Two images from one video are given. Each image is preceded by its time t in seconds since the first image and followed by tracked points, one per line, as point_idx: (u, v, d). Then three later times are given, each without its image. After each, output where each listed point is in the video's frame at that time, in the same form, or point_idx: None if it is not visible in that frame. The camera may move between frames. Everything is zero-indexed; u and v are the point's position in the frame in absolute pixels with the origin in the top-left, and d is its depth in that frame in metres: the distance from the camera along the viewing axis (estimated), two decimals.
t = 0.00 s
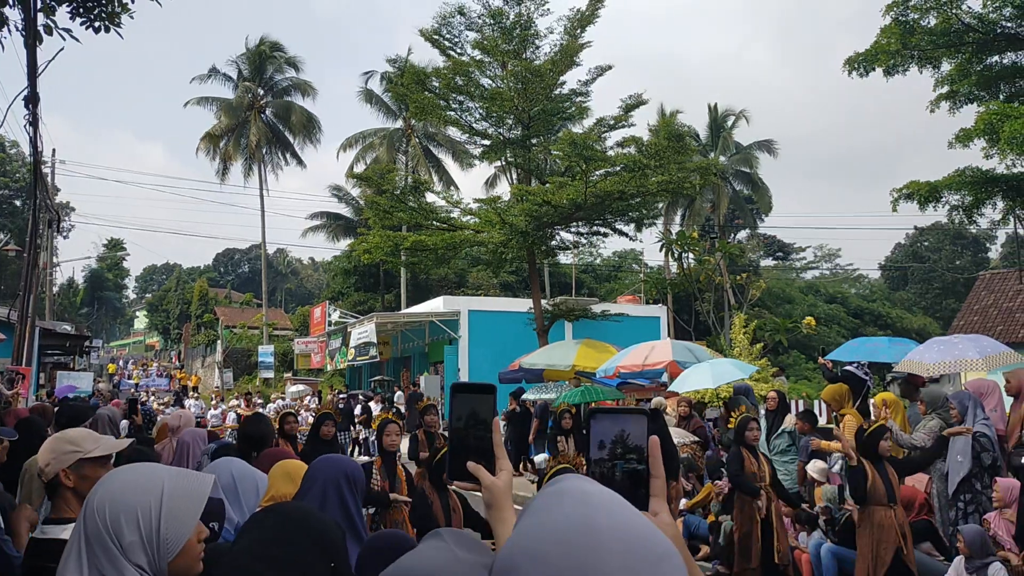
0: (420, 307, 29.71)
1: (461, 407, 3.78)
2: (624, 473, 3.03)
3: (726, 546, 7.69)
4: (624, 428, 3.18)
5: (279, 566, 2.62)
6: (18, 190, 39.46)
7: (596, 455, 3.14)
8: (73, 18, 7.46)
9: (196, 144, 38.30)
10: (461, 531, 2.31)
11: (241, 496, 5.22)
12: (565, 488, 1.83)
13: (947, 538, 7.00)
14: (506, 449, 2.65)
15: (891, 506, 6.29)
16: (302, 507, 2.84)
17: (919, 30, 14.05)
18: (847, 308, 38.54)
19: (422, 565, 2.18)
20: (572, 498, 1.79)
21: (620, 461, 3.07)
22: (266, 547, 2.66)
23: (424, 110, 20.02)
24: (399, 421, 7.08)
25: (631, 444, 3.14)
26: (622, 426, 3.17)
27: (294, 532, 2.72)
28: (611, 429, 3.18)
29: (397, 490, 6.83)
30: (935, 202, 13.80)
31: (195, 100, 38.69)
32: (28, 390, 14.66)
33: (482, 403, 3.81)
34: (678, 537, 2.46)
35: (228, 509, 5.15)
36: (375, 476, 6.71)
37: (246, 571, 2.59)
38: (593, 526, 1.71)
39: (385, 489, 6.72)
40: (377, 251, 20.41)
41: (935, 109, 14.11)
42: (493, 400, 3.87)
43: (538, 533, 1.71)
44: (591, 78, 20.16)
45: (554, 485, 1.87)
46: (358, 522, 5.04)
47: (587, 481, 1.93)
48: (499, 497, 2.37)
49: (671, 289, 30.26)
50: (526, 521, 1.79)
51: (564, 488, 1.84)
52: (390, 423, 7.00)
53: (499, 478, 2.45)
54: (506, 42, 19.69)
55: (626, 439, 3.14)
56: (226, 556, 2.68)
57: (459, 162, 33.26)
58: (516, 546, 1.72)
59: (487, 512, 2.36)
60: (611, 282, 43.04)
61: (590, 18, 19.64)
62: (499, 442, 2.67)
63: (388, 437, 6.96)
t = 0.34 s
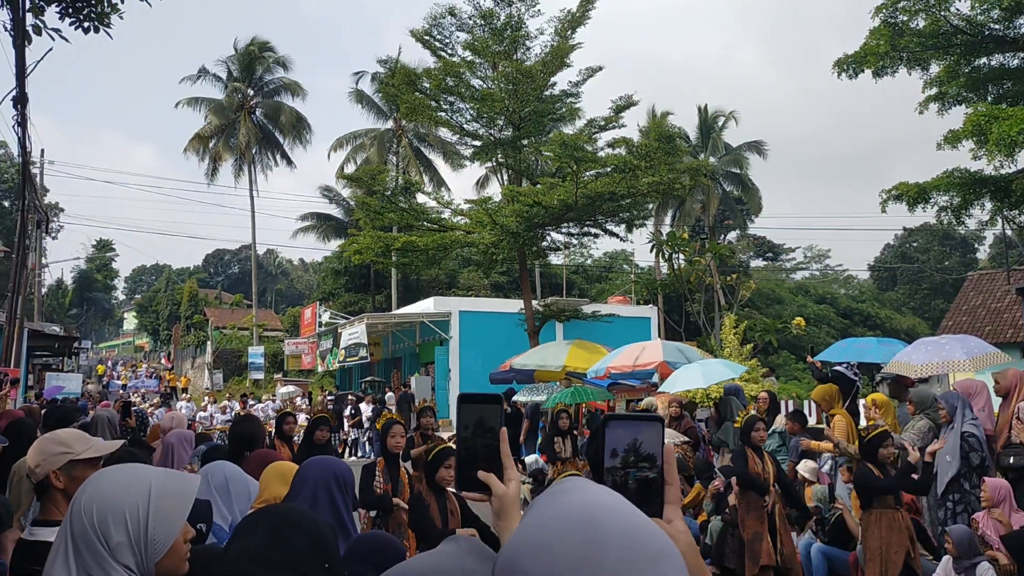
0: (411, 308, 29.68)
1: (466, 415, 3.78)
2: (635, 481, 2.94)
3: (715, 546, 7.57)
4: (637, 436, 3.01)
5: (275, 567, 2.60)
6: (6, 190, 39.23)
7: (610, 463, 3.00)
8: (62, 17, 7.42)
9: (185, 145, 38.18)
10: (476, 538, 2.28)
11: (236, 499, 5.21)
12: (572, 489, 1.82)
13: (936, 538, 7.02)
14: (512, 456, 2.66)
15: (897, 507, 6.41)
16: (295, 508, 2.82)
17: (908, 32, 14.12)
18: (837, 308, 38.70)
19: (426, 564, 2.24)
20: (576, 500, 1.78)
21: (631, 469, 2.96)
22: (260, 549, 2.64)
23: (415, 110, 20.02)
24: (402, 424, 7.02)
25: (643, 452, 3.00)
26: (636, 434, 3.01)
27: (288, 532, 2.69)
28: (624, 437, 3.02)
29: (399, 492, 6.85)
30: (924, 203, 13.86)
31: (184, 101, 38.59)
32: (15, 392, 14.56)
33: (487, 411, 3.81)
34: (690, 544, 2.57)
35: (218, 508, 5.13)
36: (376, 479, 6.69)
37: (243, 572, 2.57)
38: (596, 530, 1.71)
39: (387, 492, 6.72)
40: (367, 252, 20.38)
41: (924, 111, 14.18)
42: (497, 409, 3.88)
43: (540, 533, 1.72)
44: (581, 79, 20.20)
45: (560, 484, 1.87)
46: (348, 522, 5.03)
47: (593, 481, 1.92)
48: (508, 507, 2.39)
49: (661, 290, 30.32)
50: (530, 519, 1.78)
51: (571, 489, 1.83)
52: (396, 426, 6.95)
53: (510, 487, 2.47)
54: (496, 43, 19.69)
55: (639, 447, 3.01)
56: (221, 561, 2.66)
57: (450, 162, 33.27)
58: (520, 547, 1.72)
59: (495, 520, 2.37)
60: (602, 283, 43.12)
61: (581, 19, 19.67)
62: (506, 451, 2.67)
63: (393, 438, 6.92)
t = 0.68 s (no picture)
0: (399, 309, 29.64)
1: (466, 421, 3.84)
2: (640, 490, 3.00)
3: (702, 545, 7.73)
4: (641, 446, 3.11)
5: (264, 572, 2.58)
6: None
7: (614, 471, 3.08)
8: (47, 17, 7.37)
9: (171, 145, 37.99)
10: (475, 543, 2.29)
11: (223, 500, 5.19)
12: (579, 491, 1.82)
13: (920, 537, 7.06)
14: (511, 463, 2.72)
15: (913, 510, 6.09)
16: (280, 510, 2.79)
17: (893, 34, 14.21)
18: (823, 309, 38.90)
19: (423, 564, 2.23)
20: (583, 505, 1.78)
21: (636, 478, 3.03)
22: (250, 555, 2.61)
23: (402, 111, 19.98)
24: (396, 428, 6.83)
25: (648, 461, 3.08)
26: (641, 444, 3.10)
27: (275, 536, 2.66)
28: (628, 447, 3.11)
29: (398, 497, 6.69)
30: (909, 204, 13.95)
31: (170, 101, 38.41)
32: None
33: (486, 417, 3.86)
34: (695, 551, 2.63)
35: (201, 508, 5.10)
36: (371, 485, 6.59)
37: None
38: (605, 534, 1.70)
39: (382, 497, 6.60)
40: (354, 253, 20.31)
41: (909, 112, 14.28)
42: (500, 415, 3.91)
43: (546, 533, 1.71)
44: (568, 80, 20.21)
45: (569, 486, 1.86)
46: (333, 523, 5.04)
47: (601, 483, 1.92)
48: (509, 509, 2.47)
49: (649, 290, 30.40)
50: (540, 518, 1.78)
51: (578, 490, 1.83)
52: (388, 429, 6.75)
53: (511, 489, 2.54)
54: (484, 44, 19.70)
55: (643, 457, 3.08)
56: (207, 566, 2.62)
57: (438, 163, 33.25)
58: (526, 544, 1.72)
59: (496, 525, 2.44)
60: (589, 284, 43.18)
61: (568, 20, 19.70)
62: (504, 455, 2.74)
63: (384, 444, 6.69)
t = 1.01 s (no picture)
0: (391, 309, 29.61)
1: (458, 420, 3.67)
2: (631, 487, 2.98)
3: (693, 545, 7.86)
4: (632, 444, 3.04)
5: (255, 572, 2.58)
6: None
7: (605, 471, 2.99)
8: (36, 17, 7.34)
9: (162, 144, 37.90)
10: (469, 544, 2.29)
11: (214, 500, 5.17)
12: (577, 492, 1.82)
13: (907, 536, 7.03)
14: (503, 463, 2.72)
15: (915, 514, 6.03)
16: (270, 511, 2.78)
17: (884, 35, 14.25)
18: (815, 309, 39.04)
19: (417, 564, 2.22)
20: (582, 505, 1.78)
21: (627, 476, 2.99)
22: (242, 556, 2.60)
23: (395, 111, 19.96)
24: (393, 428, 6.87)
25: (640, 459, 3.01)
26: (632, 441, 3.03)
27: (267, 536, 2.66)
28: (619, 445, 3.03)
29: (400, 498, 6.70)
30: (900, 204, 14.01)
31: (160, 101, 38.32)
32: None
33: (478, 416, 3.71)
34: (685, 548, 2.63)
35: (191, 508, 5.08)
36: (372, 487, 6.55)
37: None
38: (604, 534, 1.71)
39: (383, 499, 6.56)
40: (346, 254, 20.28)
41: (899, 113, 14.34)
42: (489, 412, 3.79)
43: (543, 533, 1.71)
44: (560, 80, 20.23)
45: (565, 488, 1.87)
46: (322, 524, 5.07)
47: (596, 483, 1.93)
48: (504, 509, 2.47)
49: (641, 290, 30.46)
50: (537, 518, 1.78)
51: (576, 491, 1.84)
52: (385, 430, 6.80)
53: (503, 489, 2.54)
54: (476, 44, 19.69)
55: (634, 455, 3.01)
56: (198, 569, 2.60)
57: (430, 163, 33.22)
58: (524, 544, 1.71)
59: (490, 526, 2.45)
60: (581, 284, 43.23)
61: (560, 21, 19.72)
62: (498, 457, 2.74)
63: (383, 444, 6.76)
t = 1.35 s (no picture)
0: (385, 310, 29.53)
1: (453, 427, 3.61)
2: (625, 486, 2.95)
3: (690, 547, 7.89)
4: (625, 443, 3.05)
5: None
6: None
7: (599, 469, 3.00)
8: (26, 15, 7.27)
9: (153, 144, 37.76)
10: (463, 547, 2.26)
11: (204, 501, 5.14)
12: (573, 494, 1.80)
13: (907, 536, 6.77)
14: (498, 466, 2.66)
15: (939, 517, 6.07)
16: (259, 514, 2.74)
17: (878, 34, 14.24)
18: (809, 308, 39.07)
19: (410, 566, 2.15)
20: (581, 509, 1.75)
21: (621, 476, 2.97)
22: (230, 559, 2.55)
23: (388, 110, 19.88)
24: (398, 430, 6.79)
25: (632, 458, 3.02)
26: (625, 440, 3.04)
27: (259, 540, 2.61)
28: (612, 445, 3.03)
29: (403, 504, 6.61)
30: (894, 203, 14.00)
31: (151, 100, 38.22)
32: None
33: (475, 420, 3.63)
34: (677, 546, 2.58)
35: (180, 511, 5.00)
36: (373, 493, 6.54)
37: None
38: (607, 540, 1.67)
39: (386, 504, 6.54)
40: (339, 254, 20.20)
41: (894, 112, 14.33)
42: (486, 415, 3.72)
43: (543, 535, 1.67)
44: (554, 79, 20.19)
45: (564, 492, 1.84)
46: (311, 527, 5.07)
47: (596, 486, 1.91)
48: (499, 514, 2.41)
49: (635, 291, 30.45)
50: (535, 522, 1.74)
51: (575, 493, 1.81)
52: (389, 434, 6.69)
53: (501, 493, 2.48)
54: (469, 43, 19.65)
55: (627, 454, 3.02)
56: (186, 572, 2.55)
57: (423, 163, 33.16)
58: (524, 547, 1.66)
59: (486, 532, 2.38)
60: (575, 285, 43.22)
61: (554, 20, 19.67)
62: (494, 461, 2.64)
63: (386, 449, 6.65)
